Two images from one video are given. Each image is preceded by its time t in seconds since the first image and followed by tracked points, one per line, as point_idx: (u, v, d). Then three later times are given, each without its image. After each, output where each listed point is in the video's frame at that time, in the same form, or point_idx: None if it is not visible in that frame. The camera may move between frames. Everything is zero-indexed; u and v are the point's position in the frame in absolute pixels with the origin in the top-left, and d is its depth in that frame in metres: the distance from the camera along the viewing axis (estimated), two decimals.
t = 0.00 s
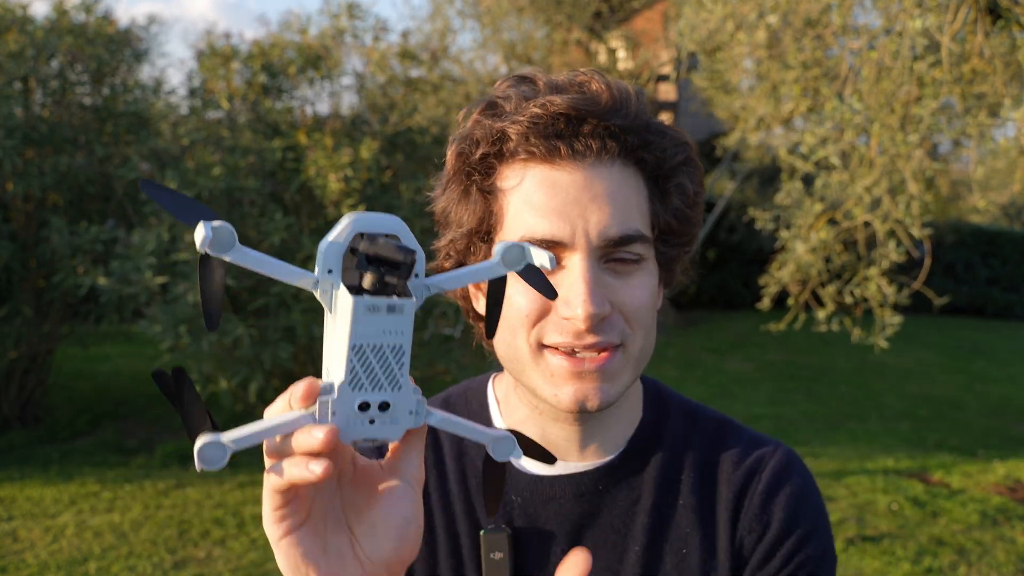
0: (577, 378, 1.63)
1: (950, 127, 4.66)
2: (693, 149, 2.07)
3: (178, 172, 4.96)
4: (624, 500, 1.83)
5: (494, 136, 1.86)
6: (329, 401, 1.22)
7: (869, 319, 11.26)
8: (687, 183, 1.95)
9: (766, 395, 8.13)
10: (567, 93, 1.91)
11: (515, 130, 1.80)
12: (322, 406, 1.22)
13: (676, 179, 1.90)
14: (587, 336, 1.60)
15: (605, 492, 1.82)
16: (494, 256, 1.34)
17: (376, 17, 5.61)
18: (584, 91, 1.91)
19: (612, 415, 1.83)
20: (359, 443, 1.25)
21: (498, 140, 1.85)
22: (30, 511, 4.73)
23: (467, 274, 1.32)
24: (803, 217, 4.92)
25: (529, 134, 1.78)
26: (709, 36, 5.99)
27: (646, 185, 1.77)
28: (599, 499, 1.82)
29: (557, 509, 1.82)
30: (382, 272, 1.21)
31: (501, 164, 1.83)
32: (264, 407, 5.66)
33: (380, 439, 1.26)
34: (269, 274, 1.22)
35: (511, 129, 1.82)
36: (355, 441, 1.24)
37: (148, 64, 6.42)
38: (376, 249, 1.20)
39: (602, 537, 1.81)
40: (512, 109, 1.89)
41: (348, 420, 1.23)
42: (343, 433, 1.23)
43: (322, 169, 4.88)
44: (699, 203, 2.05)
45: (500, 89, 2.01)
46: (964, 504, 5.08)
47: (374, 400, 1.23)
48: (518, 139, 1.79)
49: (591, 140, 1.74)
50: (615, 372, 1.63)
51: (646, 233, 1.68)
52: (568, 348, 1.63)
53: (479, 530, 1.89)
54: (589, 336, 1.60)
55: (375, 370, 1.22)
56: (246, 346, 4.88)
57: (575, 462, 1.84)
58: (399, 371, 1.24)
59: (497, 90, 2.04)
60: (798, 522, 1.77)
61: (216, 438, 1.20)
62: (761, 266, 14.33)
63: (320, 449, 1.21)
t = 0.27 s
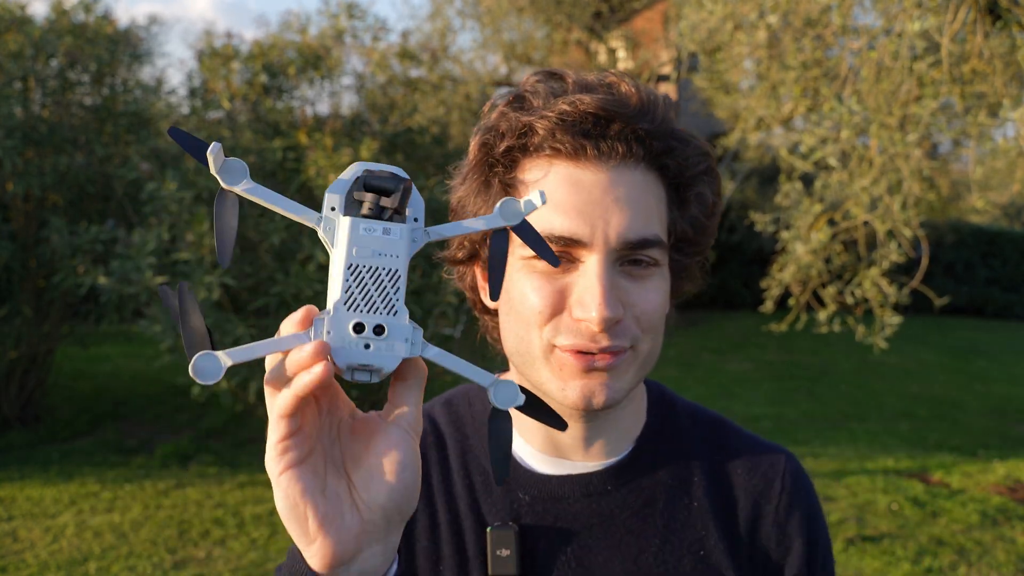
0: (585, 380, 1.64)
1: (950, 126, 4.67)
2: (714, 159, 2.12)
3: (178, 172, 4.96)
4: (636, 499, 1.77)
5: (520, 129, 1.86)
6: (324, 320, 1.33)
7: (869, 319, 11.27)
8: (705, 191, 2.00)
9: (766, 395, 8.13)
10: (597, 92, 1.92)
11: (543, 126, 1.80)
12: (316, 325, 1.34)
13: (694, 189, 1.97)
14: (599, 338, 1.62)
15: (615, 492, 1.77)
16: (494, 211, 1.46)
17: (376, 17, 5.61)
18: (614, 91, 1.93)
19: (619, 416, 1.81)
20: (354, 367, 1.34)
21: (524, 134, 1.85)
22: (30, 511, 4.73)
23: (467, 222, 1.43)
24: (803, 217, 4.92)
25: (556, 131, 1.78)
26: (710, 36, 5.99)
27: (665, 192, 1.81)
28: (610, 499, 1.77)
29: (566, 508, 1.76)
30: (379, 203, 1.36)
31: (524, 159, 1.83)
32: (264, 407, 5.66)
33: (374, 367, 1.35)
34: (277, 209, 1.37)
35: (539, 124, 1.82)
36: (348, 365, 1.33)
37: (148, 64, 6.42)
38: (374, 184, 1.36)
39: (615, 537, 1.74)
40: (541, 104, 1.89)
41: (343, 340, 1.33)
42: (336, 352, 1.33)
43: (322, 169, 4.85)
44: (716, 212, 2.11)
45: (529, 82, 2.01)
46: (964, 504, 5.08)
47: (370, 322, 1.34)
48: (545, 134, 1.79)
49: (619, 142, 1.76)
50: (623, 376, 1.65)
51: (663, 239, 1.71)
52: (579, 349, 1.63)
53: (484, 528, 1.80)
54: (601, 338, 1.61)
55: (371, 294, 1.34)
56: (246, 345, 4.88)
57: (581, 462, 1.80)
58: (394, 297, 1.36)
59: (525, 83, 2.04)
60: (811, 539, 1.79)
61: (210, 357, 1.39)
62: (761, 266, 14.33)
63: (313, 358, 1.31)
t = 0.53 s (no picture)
0: (604, 382, 1.65)
1: (949, 127, 4.64)
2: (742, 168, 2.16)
3: (178, 172, 4.96)
4: (652, 505, 1.83)
5: (549, 126, 1.87)
6: (339, 376, 1.24)
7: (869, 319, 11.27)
8: (730, 199, 2.04)
9: (766, 395, 8.13)
10: (628, 93, 1.95)
11: (573, 123, 1.82)
12: (329, 382, 1.25)
13: (719, 195, 2.00)
14: (619, 342, 1.62)
15: (632, 497, 1.83)
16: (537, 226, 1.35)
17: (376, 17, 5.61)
18: (646, 93, 1.96)
19: (638, 420, 1.86)
20: (372, 426, 1.26)
21: (553, 131, 1.87)
22: (30, 511, 4.73)
23: (497, 247, 1.33)
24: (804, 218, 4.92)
25: (586, 129, 1.80)
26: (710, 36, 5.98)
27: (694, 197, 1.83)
28: (626, 505, 1.83)
29: (584, 515, 1.81)
30: (402, 235, 1.24)
31: (551, 155, 1.85)
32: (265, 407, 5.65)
33: (396, 424, 1.26)
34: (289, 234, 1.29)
35: (570, 121, 1.84)
36: (365, 424, 1.25)
37: (148, 64, 6.42)
38: (394, 212, 1.23)
39: (634, 542, 1.81)
40: (572, 101, 1.92)
41: (359, 397, 1.24)
42: (351, 411, 1.24)
43: (323, 169, 4.85)
44: (740, 221, 2.15)
45: (560, 79, 2.05)
46: (965, 504, 5.09)
47: (389, 379, 1.24)
48: (574, 132, 1.81)
49: (649, 144, 1.77)
50: (640, 380, 1.66)
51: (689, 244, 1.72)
52: (598, 352, 1.65)
53: (501, 535, 1.83)
54: (621, 342, 1.62)
55: (391, 345, 1.24)
56: (246, 346, 4.88)
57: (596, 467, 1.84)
58: (418, 349, 1.25)
59: (556, 79, 2.07)
60: (821, 545, 1.87)
61: (214, 411, 1.24)
62: (761, 266, 14.33)
63: (325, 420, 1.23)
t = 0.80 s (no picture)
0: (598, 390, 1.65)
1: (950, 126, 4.65)
2: (761, 172, 2.16)
3: (178, 172, 4.96)
4: (670, 507, 1.85)
5: (552, 130, 1.91)
6: (377, 391, 1.27)
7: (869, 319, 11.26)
8: (747, 204, 2.02)
9: (766, 395, 8.13)
10: (636, 95, 1.97)
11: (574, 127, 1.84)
12: (366, 397, 1.28)
13: (734, 200, 1.98)
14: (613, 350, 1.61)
15: (649, 500, 1.85)
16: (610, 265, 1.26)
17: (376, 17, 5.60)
18: (655, 95, 1.98)
19: (653, 427, 1.85)
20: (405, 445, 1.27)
21: (556, 134, 1.90)
22: (30, 511, 4.73)
23: (570, 278, 1.25)
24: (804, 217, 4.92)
25: (586, 133, 1.82)
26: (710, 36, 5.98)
27: (702, 199, 1.82)
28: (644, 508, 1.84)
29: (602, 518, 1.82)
30: (455, 257, 1.24)
31: (554, 159, 1.88)
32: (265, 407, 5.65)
33: (425, 448, 1.26)
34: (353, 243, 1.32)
35: (572, 126, 1.87)
36: (398, 444, 1.27)
37: (148, 64, 6.42)
38: (451, 232, 1.23)
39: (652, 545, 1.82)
40: (576, 104, 1.95)
41: (393, 415, 1.26)
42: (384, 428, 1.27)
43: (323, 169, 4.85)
44: (760, 227, 2.12)
45: (570, 83, 2.09)
46: (965, 504, 5.08)
47: (424, 402, 1.25)
48: (576, 135, 1.84)
49: (652, 147, 1.77)
50: (636, 389, 1.65)
51: (691, 251, 1.70)
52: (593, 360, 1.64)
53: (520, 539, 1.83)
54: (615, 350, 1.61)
55: (430, 368, 1.25)
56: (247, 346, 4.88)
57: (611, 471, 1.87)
58: (456, 375, 1.25)
59: (567, 83, 2.12)
60: (834, 543, 1.91)
61: (261, 410, 1.34)
62: (761, 266, 14.33)
63: (347, 434, 1.25)
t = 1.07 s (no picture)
0: (625, 378, 1.68)
1: (950, 127, 4.68)
2: (778, 163, 2.17)
3: (178, 172, 4.96)
4: (688, 508, 1.87)
5: (572, 122, 1.93)
6: (377, 319, 1.36)
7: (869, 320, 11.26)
8: (766, 193, 2.05)
9: (766, 395, 8.13)
10: (654, 87, 1.99)
11: (595, 119, 1.86)
12: (368, 324, 1.36)
13: (753, 190, 2.01)
14: (639, 338, 1.65)
15: (667, 501, 1.86)
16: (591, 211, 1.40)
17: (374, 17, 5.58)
18: (672, 87, 2.00)
19: (672, 421, 1.89)
20: (406, 371, 1.36)
21: (576, 127, 1.92)
22: (29, 511, 4.73)
23: (553, 220, 1.38)
24: (804, 217, 4.92)
25: (608, 124, 1.84)
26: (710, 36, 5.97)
27: (722, 189, 1.85)
28: (662, 508, 1.86)
29: (618, 517, 1.84)
30: (451, 199, 1.36)
31: (575, 152, 1.90)
32: (265, 407, 5.65)
33: (424, 372, 1.36)
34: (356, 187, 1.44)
35: (593, 117, 1.88)
36: (398, 368, 1.36)
37: (147, 64, 6.41)
38: (448, 175, 1.35)
39: (668, 546, 1.84)
40: (595, 97, 1.97)
41: (393, 342, 1.35)
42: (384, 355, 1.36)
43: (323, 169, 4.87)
44: (778, 217, 2.15)
45: (587, 77, 2.11)
46: (964, 504, 5.08)
47: (421, 329, 1.35)
48: (596, 127, 1.86)
49: (673, 137, 1.80)
50: (663, 377, 1.69)
51: (714, 239, 1.74)
52: (620, 349, 1.67)
53: (535, 538, 1.86)
54: (642, 338, 1.64)
55: (428, 297, 1.35)
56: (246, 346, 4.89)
57: (631, 469, 1.86)
58: (451, 304, 1.35)
59: (584, 78, 2.14)
60: (851, 550, 1.92)
61: (270, 338, 1.42)
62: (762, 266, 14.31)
63: (356, 363, 1.33)
